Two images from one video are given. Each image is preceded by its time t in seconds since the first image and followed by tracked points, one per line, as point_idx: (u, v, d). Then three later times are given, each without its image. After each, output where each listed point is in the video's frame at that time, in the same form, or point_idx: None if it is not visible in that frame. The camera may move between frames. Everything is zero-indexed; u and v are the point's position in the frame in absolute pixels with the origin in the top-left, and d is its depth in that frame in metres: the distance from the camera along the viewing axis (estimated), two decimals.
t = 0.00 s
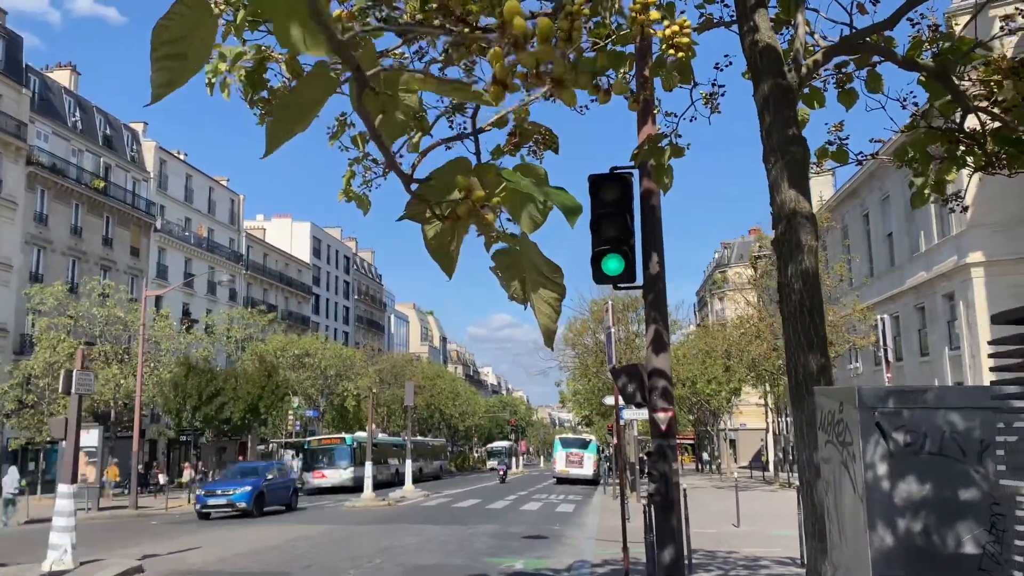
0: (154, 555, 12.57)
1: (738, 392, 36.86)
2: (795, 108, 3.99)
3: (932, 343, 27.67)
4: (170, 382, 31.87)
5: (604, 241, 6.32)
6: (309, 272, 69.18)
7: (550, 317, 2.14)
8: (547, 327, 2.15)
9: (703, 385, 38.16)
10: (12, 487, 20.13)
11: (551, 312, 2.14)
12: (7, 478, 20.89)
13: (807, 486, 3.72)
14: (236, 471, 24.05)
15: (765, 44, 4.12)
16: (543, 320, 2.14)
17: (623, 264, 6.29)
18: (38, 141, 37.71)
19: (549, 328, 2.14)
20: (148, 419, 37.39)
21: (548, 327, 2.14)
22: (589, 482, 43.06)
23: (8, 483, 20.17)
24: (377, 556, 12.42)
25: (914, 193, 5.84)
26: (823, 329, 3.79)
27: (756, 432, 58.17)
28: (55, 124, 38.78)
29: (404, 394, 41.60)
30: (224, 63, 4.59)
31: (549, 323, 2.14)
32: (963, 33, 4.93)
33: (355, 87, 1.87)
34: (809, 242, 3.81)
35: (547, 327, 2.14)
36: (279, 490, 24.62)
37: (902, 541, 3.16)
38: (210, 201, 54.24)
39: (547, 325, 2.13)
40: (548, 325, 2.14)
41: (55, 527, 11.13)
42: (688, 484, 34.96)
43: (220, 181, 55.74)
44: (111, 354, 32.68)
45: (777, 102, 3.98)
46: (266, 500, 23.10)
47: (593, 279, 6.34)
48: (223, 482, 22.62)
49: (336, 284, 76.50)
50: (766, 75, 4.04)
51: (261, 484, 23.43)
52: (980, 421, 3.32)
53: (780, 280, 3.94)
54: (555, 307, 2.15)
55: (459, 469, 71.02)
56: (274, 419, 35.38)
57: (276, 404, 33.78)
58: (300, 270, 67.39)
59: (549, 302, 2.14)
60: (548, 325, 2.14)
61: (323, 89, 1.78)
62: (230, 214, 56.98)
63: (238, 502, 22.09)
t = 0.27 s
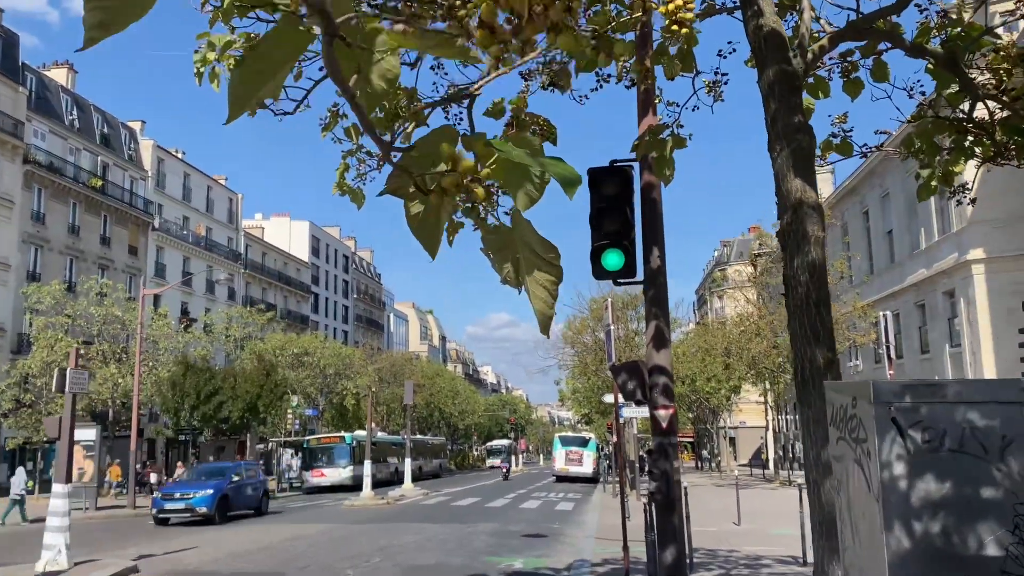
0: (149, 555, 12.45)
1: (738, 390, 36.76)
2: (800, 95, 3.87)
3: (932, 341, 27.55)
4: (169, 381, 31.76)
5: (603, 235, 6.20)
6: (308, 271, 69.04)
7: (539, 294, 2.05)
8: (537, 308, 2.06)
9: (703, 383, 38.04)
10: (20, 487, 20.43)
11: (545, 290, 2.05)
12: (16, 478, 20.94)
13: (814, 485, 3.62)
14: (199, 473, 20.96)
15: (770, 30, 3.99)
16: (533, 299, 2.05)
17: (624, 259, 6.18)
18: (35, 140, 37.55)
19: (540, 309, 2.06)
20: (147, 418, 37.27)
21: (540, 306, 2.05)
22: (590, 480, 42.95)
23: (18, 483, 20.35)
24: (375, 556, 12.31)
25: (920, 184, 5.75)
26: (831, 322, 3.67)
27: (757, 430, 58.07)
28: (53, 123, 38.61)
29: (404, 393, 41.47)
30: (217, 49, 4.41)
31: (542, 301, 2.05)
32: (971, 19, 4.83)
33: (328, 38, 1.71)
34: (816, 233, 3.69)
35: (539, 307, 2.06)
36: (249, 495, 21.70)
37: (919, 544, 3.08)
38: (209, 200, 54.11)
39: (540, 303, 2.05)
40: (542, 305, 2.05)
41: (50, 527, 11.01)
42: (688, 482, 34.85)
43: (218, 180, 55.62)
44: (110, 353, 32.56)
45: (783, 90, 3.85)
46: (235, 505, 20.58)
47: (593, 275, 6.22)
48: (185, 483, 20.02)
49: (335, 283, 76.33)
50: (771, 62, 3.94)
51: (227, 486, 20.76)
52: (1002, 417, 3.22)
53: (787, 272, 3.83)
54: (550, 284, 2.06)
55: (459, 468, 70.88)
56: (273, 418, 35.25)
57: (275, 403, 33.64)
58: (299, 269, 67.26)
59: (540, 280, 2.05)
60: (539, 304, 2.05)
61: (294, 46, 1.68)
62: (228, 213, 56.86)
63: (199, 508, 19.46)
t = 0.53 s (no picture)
0: (147, 550, 12.32)
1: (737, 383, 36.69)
2: (813, 71, 3.74)
3: (932, 332, 27.47)
4: (167, 377, 31.59)
5: (606, 222, 6.05)
6: (305, 265, 68.87)
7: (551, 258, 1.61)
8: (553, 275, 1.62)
9: (702, 376, 37.95)
10: (28, 482, 20.50)
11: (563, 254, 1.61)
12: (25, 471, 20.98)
13: (828, 475, 3.50)
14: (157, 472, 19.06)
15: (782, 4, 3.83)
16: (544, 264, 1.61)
17: (627, 246, 6.05)
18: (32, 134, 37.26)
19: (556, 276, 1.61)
20: (145, 413, 37.19)
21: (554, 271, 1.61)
22: (589, 473, 42.86)
23: (25, 476, 20.41)
24: (376, 550, 12.19)
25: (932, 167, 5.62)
26: (846, 305, 3.56)
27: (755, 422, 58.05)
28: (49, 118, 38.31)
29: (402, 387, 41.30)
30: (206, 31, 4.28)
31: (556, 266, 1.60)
32: None
33: None
34: (829, 214, 3.57)
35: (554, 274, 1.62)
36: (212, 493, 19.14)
37: (955, 531, 3.89)
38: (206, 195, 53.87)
39: (550, 265, 1.61)
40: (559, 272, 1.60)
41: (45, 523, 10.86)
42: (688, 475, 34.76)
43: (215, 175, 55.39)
44: (107, 348, 32.34)
45: (795, 66, 3.73)
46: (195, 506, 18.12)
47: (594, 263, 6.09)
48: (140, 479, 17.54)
49: (333, 277, 76.16)
50: (782, 37, 3.80)
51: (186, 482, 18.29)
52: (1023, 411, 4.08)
53: (800, 254, 3.70)
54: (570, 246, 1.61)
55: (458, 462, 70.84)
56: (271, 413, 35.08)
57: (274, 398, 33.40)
58: (297, 263, 67.08)
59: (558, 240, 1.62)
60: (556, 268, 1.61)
61: None
62: (226, 208, 56.65)
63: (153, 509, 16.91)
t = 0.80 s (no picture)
0: (144, 548, 12.23)
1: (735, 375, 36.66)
2: (829, 54, 3.63)
3: (930, 323, 27.47)
4: (163, 372, 31.48)
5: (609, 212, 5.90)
6: (301, 260, 68.67)
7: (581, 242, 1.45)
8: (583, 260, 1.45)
9: (699, 368, 37.90)
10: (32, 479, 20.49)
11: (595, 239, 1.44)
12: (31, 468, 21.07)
13: (846, 471, 3.40)
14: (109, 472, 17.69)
15: None
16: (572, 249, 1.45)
17: (631, 236, 5.92)
18: (24, 129, 36.98)
19: (587, 262, 1.44)
20: (141, 409, 37.07)
21: (584, 254, 1.44)
22: (587, 466, 42.82)
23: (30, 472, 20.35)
24: (375, 546, 12.09)
25: (943, 156, 5.53)
26: (861, 296, 3.45)
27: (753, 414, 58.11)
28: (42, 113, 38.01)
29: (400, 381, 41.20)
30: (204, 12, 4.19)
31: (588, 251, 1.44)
32: None
33: None
34: (847, 201, 3.45)
35: (585, 257, 1.45)
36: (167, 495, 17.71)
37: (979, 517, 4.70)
38: (200, 190, 53.62)
39: (580, 248, 1.44)
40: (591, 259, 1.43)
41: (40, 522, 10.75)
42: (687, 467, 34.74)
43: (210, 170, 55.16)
44: (103, 344, 32.19)
45: (810, 49, 3.62)
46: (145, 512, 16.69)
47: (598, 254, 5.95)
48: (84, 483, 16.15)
49: (329, 272, 75.96)
50: (796, 18, 3.68)
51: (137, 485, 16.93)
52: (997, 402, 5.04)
53: (814, 244, 3.58)
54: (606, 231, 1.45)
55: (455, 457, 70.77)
56: (267, 408, 34.94)
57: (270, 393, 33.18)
58: (292, 258, 66.89)
59: (591, 225, 1.46)
60: (586, 252, 1.45)
61: None
62: (221, 202, 56.42)
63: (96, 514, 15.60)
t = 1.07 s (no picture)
0: (136, 547, 12.09)
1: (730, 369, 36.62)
2: (839, 37, 3.52)
3: (926, 316, 27.42)
4: (154, 369, 31.30)
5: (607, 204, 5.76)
6: (294, 256, 68.40)
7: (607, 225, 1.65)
8: (611, 241, 1.65)
9: (694, 362, 37.87)
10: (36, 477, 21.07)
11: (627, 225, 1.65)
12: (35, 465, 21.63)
13: (858, 467, 3.27)
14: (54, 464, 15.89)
15: None
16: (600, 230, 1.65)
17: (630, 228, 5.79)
18: (12, 125, 36.64)
19: (615, 242, 1.64)
20: (133, 407, 36.84)
21: (613, 234, 1.65)
22: (582, 462, 42.73)
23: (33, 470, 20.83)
24: (370, 543, 11.96)
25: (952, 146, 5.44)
26: (874, 286, 3.33)
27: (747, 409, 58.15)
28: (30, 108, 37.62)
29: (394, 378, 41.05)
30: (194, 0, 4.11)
31: (615, 232, 1.64)
32: None
33: None
34: (858, 188, 3.34)
35: (612, 238, 1.65)
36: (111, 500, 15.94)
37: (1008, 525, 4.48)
38: (192, 185, 53.32)
39: (610, 231, 1.65)
40: (625, 241, 1.64)
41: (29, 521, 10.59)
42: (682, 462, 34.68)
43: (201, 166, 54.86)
44: (93, 341, 31.99)
45: (818, 30, 3.50)
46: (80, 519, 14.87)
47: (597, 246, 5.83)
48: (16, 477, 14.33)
49: (323, 268, 75.73)
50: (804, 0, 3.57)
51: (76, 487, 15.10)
52: None
53: (825, 233, 3.48)
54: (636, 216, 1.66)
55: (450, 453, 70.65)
56: (260, 405, 34.73)
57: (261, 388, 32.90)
58: (285, 254, 66.61)
59: (617, 209, 1.66)
60: (613, 234, 1.65)
61: None
62: (213, 198, 56.13)
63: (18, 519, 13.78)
